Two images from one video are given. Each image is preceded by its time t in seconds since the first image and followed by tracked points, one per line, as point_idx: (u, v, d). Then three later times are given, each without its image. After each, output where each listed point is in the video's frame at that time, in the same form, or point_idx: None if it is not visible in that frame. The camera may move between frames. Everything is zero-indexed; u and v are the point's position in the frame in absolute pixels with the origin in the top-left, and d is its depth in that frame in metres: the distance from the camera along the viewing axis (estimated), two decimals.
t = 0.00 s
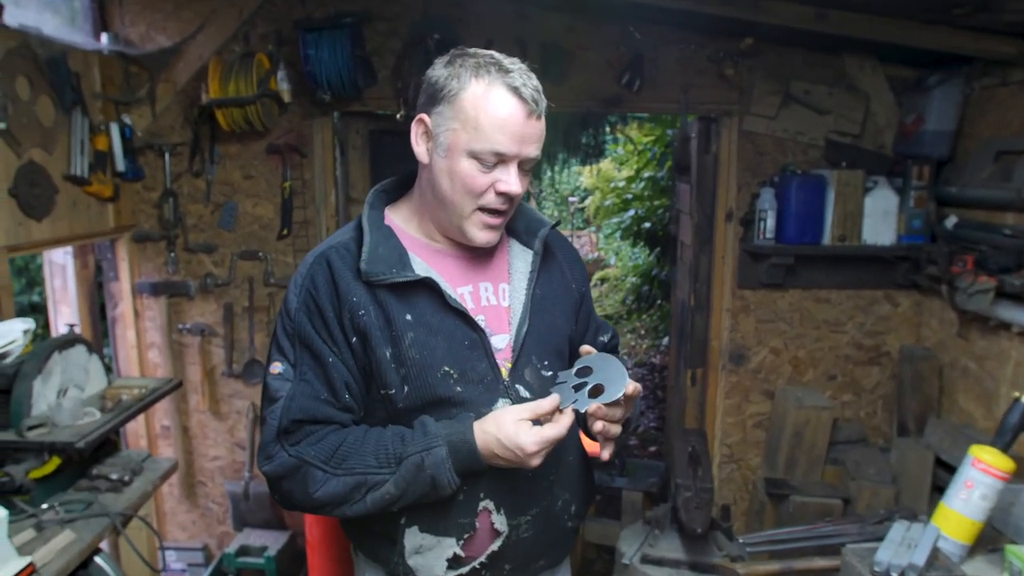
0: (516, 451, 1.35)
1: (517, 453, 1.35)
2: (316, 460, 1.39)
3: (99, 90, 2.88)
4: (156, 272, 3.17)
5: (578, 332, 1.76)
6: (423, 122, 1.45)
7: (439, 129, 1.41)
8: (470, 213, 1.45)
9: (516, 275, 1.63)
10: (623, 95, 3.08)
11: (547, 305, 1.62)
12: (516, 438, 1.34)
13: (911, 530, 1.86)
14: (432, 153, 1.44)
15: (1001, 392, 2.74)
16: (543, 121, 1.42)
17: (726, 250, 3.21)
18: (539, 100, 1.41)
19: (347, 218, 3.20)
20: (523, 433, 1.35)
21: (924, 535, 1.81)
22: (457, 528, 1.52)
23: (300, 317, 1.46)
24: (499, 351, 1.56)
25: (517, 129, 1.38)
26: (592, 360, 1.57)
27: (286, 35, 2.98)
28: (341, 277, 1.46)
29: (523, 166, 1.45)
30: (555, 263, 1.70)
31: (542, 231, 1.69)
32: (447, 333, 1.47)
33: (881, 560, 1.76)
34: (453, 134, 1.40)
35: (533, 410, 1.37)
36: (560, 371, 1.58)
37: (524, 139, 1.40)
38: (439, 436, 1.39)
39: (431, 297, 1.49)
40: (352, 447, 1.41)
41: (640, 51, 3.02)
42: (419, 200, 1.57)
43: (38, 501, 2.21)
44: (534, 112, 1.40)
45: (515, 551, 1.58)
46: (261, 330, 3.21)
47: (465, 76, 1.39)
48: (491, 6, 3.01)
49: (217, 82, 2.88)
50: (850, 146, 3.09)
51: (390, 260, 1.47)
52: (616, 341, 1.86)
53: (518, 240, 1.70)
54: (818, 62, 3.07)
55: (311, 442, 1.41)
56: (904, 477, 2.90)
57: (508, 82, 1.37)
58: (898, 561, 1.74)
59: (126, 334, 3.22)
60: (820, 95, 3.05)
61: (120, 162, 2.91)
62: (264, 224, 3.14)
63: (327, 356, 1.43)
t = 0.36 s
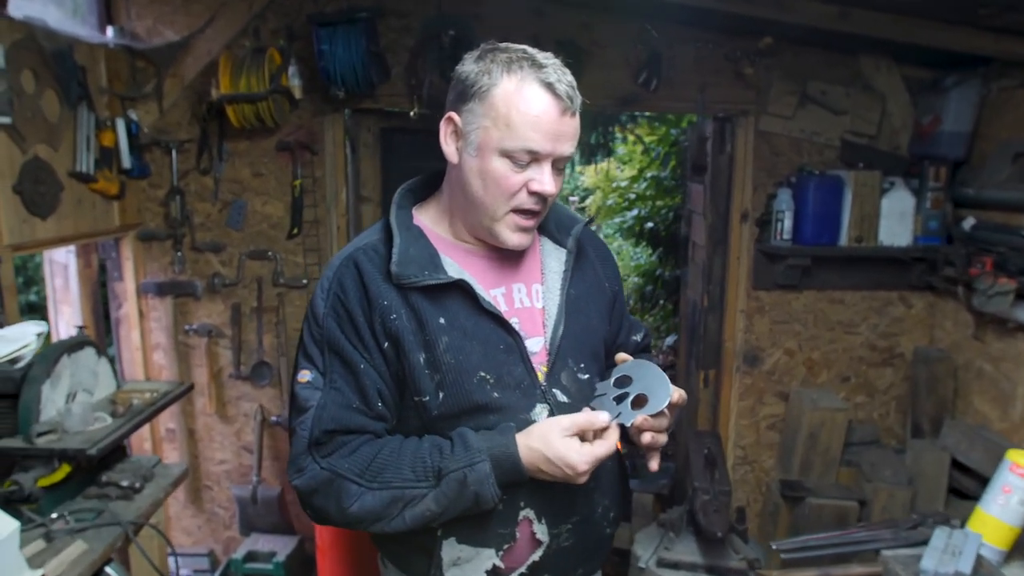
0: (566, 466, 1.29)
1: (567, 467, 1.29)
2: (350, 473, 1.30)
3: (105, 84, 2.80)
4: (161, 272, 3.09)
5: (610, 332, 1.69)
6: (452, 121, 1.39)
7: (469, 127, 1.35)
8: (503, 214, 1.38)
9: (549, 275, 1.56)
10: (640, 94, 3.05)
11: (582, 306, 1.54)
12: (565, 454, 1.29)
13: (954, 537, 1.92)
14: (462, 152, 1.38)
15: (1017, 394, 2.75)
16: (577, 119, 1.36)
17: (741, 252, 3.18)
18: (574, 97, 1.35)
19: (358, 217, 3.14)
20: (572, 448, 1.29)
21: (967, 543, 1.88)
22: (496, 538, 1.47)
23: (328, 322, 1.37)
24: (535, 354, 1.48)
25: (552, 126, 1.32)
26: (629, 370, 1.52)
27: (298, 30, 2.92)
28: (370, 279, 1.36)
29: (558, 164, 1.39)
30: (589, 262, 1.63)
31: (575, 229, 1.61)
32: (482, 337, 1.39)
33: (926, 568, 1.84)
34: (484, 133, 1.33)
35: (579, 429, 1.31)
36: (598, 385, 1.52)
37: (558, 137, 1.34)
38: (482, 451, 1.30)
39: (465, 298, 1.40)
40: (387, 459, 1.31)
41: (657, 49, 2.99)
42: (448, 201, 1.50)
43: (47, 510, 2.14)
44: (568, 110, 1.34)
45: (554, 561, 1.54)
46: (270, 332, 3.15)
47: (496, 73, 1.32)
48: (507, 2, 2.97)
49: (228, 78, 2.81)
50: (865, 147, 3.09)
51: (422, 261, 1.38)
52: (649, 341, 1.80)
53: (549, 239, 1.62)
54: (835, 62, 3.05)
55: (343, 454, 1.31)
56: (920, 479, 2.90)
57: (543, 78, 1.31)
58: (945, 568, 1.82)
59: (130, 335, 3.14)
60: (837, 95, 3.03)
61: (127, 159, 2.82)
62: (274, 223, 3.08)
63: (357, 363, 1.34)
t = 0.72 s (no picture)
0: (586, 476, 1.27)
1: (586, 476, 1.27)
2: (357, 488, 1.23)
3: (70, 77, 2.67)
4: (130, 274, 2.95)
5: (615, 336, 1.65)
6: (454, 120, 1.34)
7: (472, 125, 1.30)
8: (507, 213, 1.32)
9: (555, 277, 1.52)
10: (625, 95, 3.03)
11: (589, 309, 1.51)
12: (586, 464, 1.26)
13: (952, 536, 1.97)
14: (464, 150, 1.33)
15: (991, 391, 2.82)
16: (582, 114, 1.31)
17: (723, 254, 3.19)
18: (578, 91, 1.30)
19: (337, 218, 3.04)
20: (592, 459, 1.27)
21: (966, 542, 1.94)
22: (506, 551, 1.39)
23: (330, 328, 1.30)
24: (544, 358, 1.43)
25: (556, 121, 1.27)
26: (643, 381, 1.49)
27: (276, 25, 2.83)
28: (374, 283, 1.30)
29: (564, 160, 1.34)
30: (593, 265, 1.60)
31: (581, 231, 1.58)
32: (490, 342, 1.34)
33: (929, 568, 1.89)
34: (487, 130, 1.28)
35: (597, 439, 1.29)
36: (613, 403, 1.48)
37: (563, 132, 1.29)
38: (498, 470, 1.24)
39: (472, 302, 1.35)
40: (396, 474, 1.25)
41: (642, 50, 2.97)
42: (450, 203, 1.44)
43: (13, 530, 2.01)
44: (573, 104, 1.29)
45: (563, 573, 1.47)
46: (245, 336, 3.03)
47: (499, 69, 1.28)
48: None
49: (203, 73, 2.70)
50: (845, 150, 3.14)
51: (427, 264, 1.33)
52: (651, 345, 1.76)
53: (554, 241, 1.59)
54: (816, 66, 3.09)
55: (349, 468, 1.24)
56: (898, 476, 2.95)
57: (546, 72, 1.27)
58: (947, 568, 1.87)
59: (96, 341, 2.99)
60: (817, 98, 3.08)
61: (93, 156, 2.68)
62: (249, 224, 2.97)
63: (363, 370, 1.27)
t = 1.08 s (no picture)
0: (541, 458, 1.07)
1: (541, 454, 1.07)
2: (328, 491, 1.15)
3: (18, 73, 2.56)
4: (85, 279, 2.83)
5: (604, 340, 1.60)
6: (428, 116, 1.36)
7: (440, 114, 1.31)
8: (479, 198, 1.28)
9: (549, 280, 1.48)
10: (594, 95, 3.00)
11: (582, 312, 1.48)
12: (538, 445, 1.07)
13: (938, 534, 1.92)
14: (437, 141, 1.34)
15: (956, 386, 2.88)
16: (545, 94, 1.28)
17: (692, 254, 3.20)
18: (541, 71, 1.28)
19: (301, 219, 2.96)
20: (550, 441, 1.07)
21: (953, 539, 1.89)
22: (501, 561, 1.30)
23: (317, 331, 1.24)
24: (539, 362, 1.39)
25: (514, 99, 1.25)
26: (649, 373, 1.51)
27: (238, 21, 2.74)
28: (364, 284, 1.26)
29: (534, 142, 1.29)
30: (584, 268, 1.57)
31: (573, 233, 1.55)
32: (485, 345, 1.30)
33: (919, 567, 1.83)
34: (451, 116, 1.28)
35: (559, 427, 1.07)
36: (619, 397, 1.51)
37: (524, 111, 1.27)
38: (455, 458, 1.11)
39: (466, 304, 1.31)
40: (366, 473, 1.16)
41: (612, 50, 2.96)
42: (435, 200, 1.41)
43: None
44: (533, 83, 1.27)
45: None
46: (207, 342, 2.93)
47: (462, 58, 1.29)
48: None
49: (162, 69, 2.60)
50: (811, 149, 3.16)
51: (420, 266, 1.29)
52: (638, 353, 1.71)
53: (546, 243, 1.55)
54: (782, 67, 3.11)
55: (323, 471, 1.16)
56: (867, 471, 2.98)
57: (504, 55, 1.26)
58: (937, 566, 1.82)
59: (50, 349, 2.87)
60: (784, 99, 3.10)
61: (46, 156, 2.58)
62: (211, 226, 2.87)
63: (348, 375, 1.22)
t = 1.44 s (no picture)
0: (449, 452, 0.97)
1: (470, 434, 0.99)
2: (262, 480, 1.12)
3: None
4: (48, 284, 2.72)
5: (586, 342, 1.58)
6: (419, 112, 1.28)
7: (440, 115, 1.24)
8: (483, 205, 1.25)
9: (528, 282, 1.45)
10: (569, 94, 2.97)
11: (562, 314, 1.45)
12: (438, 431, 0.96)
13: (921, 534, 1.92)
14: (432, 143, 1.27)
15: (930, 383, 2.90)
16: (555, 106, 1.27)
17: (666, 253, 3.19)
18: (551, 80, 1.27)
19: (272, 221, 2.91)
20: (454, 423, 0.97)
21: (935, 538, 1.89)
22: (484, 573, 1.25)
23: (283, 339, 1.23)
24: (518, 366, 1.35)
25: (529, 109, 1.23)
26: (634, 367, 1.49)
27: (204, 20, 2.68)
28: (333, 290, 1.22)
29: (536, 149, 1.29)
30: (564, 270, 1.54)
31: (552, 233, 1.52)
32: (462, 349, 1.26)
33: (903, 568, 1.81)
34: (456, 120, 1.23)
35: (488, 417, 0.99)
36: (605, 392, 1.48)
37: (535, 121, 1.25)
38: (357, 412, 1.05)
39: (442, 308, 1.27)
40: (292, 456, 1.11)
41: (586, 49, 2.94)
42: (417, 201, 1.36)
43: None
44: (546, 94, 1.26)
45: None
46: (177, 348, 2.87)
47: (469, 59, 1.23)
48: None
49: (127, 68, 2.53)
50: (784, 148, 3.17)
51: (393, 270, 1.25)
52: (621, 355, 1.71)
53: (524, 245, 1.53)
54: (755, 66, 3.12)
55: (261, 463, 1.14)
56: (844, 469, 2.99)
57: (517, 61, 1.23)
58: (920, 566, 1.80)
59: (12, 356, 2.74)
60: (758, 98, 3.11)
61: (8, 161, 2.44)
62: (179, 229, 2.80)
63: (313, 384, 1.18)
